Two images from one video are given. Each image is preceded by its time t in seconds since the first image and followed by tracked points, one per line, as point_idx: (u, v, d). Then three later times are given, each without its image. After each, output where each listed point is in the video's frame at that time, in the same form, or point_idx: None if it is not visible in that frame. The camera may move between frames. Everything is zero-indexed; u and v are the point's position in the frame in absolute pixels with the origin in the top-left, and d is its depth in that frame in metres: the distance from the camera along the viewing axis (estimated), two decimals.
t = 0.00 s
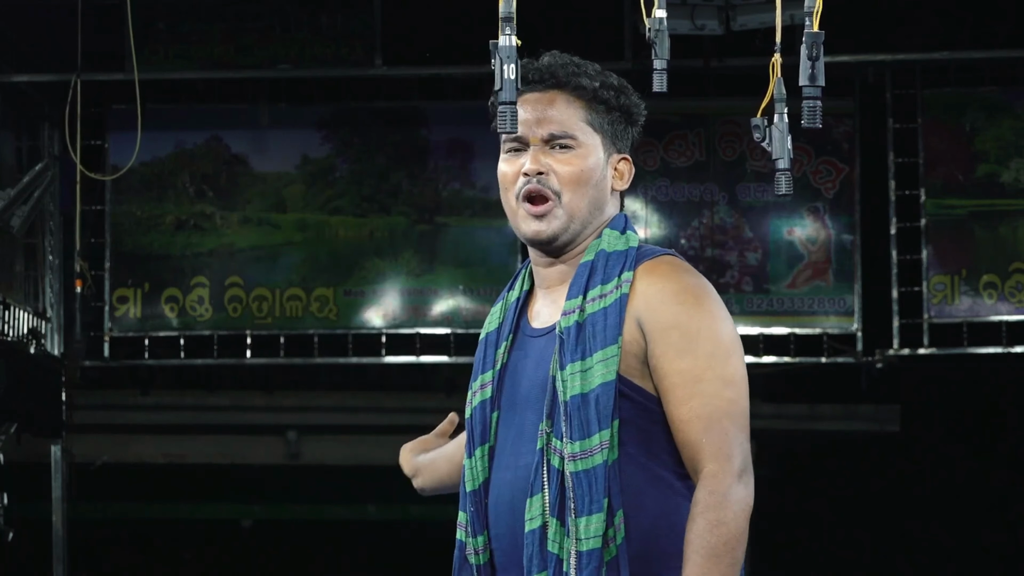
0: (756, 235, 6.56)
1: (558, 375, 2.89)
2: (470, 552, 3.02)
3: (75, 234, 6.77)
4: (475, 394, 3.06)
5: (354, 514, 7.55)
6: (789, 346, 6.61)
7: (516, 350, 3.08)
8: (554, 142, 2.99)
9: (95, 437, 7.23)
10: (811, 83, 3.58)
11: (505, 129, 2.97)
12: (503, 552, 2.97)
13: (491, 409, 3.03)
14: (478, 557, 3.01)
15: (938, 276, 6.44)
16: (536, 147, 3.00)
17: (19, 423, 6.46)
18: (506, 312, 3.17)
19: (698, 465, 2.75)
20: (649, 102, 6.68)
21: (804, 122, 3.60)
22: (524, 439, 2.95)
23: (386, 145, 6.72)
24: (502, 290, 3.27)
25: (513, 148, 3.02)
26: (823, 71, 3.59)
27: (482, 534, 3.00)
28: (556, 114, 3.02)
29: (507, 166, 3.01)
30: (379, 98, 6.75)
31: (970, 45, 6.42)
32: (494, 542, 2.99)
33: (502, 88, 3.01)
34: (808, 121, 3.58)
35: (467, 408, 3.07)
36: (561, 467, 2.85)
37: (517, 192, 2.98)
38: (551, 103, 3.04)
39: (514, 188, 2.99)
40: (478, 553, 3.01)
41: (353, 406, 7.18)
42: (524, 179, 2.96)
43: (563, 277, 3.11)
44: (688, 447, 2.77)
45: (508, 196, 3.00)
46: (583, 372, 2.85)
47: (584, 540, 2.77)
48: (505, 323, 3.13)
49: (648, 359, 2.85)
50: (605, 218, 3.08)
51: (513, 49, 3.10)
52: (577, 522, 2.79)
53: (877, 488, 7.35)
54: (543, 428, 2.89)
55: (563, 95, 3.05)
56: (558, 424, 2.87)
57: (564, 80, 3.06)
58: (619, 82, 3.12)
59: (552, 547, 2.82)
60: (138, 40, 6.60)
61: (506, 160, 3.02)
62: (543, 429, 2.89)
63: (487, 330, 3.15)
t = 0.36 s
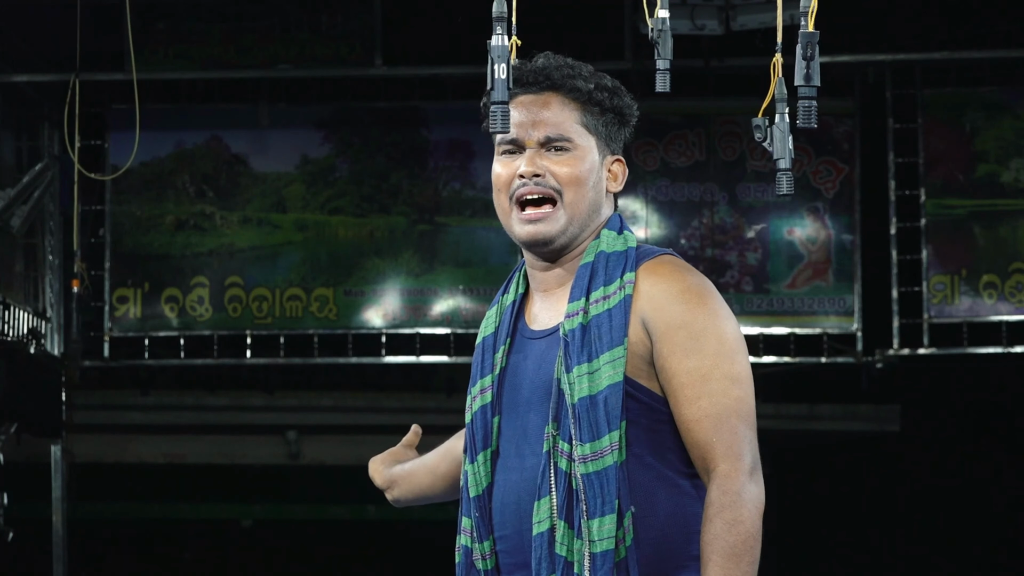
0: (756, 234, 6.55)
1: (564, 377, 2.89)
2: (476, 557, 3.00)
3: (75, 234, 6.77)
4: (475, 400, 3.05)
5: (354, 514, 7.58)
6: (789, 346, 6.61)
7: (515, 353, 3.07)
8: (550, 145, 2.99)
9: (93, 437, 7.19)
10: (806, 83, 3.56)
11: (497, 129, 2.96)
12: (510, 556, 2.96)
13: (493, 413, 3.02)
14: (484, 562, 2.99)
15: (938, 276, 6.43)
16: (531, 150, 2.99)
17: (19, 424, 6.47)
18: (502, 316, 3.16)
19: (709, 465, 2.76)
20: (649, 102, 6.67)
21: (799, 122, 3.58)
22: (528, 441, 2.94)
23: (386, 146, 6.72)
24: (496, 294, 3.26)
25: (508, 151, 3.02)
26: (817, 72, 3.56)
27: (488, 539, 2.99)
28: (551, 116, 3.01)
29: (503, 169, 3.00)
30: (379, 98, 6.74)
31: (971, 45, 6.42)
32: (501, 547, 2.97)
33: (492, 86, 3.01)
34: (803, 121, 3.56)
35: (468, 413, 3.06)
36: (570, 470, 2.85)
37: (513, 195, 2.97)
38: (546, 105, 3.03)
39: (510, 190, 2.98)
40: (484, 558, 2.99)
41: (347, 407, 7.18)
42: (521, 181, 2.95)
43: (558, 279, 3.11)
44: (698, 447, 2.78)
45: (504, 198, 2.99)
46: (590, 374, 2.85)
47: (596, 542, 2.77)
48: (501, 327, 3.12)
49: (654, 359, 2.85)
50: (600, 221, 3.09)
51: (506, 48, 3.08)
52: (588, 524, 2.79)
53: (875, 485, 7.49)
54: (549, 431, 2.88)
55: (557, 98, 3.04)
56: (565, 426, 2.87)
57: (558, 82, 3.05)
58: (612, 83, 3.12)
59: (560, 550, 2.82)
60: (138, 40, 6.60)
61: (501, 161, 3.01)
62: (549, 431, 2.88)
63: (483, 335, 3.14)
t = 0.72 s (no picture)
0: (755, 234, 6.55)
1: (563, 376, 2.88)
2: (473, 561, 2.99)
3: (76, 234, 6.77)
4: (470, 403, 3.04)
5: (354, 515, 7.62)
6: (789, 346, 6.61)
7: (510, 355, 3.07)
8: (545, 147, 2.99)
9: (95, 436, 7.21)
10: (801, 83, 3.57)
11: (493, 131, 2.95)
12: (508, 559, 2.95)
13: (490, 417, 3.01)
14: (481, 566, 2.97)
15: (938, 276, 6.44)
16: (527, 151, 2.99)
17: (19, 424, 6.49)
18: (497, 318, 3.15)
19: (709, 461, 2.75)
20: (649, 102, 6.67)
21: (793, 122, 3.58)
22: (526, 444, 2.93)
23: (386, 146, 6.72)
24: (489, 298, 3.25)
25: (503, 151, 3.01)
26: (814, 71, 3.56)
27: (485, 543, 2.98)
28: (548, 119, 3.01)
29: (498, 169, 3.00)
30: (379, 98, 6.74)
31: (971, 44, 6.42)
32: (499, 550, 2.97)
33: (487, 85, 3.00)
34: (798, 121, 3.55)
35: (464, 417, 3.04)
36: (570, 470, 2.85)
37: (508, 196, 2.98)
38: (542, 107, 3.03)
39: (505, 192, 2.98)
40: (482, 562, 2.98)
41: (352, 406, 7.20)
42: (516, 183, 2.96)
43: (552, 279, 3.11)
44: (697, 445, 2.78)
45: (498, 199, 2.99)
46: (589, 373, 2.85)
47: (596, 541, 2.78)
48: (496, 330, 3.11)
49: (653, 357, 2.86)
50: (594, 222, 3.09)
51: (503, 48, 3.03)
52: (589, 523, 2.79)
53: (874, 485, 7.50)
54: (548, 431, 2.88)
55: (554, 100, 3.04)
56: (563, 427, 2.87)
57: (555, 84, 3.04)
58: (609, 86, 3.11)
59: (560, 549, 2.82)
60: (138, 40, 6.60)
61: (497, 162, 3.01)
62: (548, 432, 2.88)
63: (477, 338, 3.13)
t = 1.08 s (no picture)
0: (755, 234, 6.55)
1: (580, 372, 2.87)
2: (483, 565, 2.98)
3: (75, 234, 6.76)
4: (477, 406, 3.02)
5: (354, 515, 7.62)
6: (789, 346, 6.61)
7: (515, 358, 3.05)
8: (552, 150, 2.99)
9: (92, 437, 7.27)
10: (801, 83, 3.56)
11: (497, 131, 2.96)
12: (519, 560, 2.95)
13: (498, 419, 2.99)
14: (491, 570, 2.97)
15: (938, 276, 6.44)
16: (533, 154, 2.99)
17: (18, 425, 6.49)
18: (501, 322, 3.12)
19: (734, 456, 2.76)
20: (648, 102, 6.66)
21: (794, 122, 3.57)
22: (538, 445, 2.92)
23: (386, 146, 6.72)
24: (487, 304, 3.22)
25: (509, 155, 3.01)
26: (813, 71, 3.56)
27: (495, 546, 2.97)
28: (553, 122, 3.01)
29: (504, 172, 2.99)
30: (379, 98, 6.74)
31: (970, 44, 6.42)
32: (509, 552, 2.96)
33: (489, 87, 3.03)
34: (798, 121, 3.55)
35: (470, 421, 3.02)
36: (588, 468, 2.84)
37: (515, 199, 2.96)
38: (546, 110, 3.03)
39: (512, 194, 2.97)
40: (492, 565, 2.97)
41: (352, 406, 7.20)
42: (524, 185, 2.95)
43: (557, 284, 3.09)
44: (720, 440, 2.78)
45: (505, 202, 2.98)
46: (607, 370, 2.86)
47: (619, 537, 2.78)
48: (500, 334, 3.09)
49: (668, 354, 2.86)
50: (599, 227, 3.09)
51: (505, 50, 3.09)
52: (611, 519, 2.80)
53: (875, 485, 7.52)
54: (563, 429, 2.87)
55: (558, 104, 3.05)
56: (579, 424, 2.86)
57: (560, 88, 3.06)
58: (609, 90, 3.13)
59: (577, 547, 2.82)
60: (138, 40, 6.60)
61: (503, 166, 3.00)
62: (563, 429, 2.87)
63: (480, 342, 3.11)
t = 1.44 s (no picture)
0: (755, 234, 6.56)
1: (576, 375, 2.84)
2: (451, 558, 2.88)
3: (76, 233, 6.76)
4: (445, 398, 2.92)
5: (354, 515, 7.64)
6: (789, 346, 6.61)
7: (483, 353, 2.97)
8: (544, 144, 2.99)
9: (92, 437, 7.33)
10: (805, 83, 3.56)
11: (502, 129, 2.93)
12: (492, 556, 2.86)
13: (467, 412, 2.91)
14: (462, 562, 2.87)
15: (938, 276, 6.43)
16: (525, 146, 2.99)
17: (18, 425, 6.50)
18: (466, 313, 3.04)
19: (722, 466, 2.83)
20: (648, 102, 6.66)
21: (798, 122, 3.58)
22: (518, 442, 2.86)
23: (385, 146, 6.72)
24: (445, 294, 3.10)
25: (500, 146, 3.00)
26: (817, 71, 3.55)
27: (465, 538, 2.87)
28: (547, 117, 3.02)
29: (494, 162, 2.99)
30: (379, 98, 6.74)
31: (970, 44, 6.42)
32: (478, 547, 2.87)
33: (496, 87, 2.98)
34: (802, 122, 3.56)
35: (437, 413, 2.93)
36: (584, 470, 2.81)
37: (505, 188, 2.96)
38: (541, 106, 3.04)
39: (502, 184, 2.96)
40: (462, 558, 2.87)
41: (350, 406, 7.20)
42: (515, 175, 2.94)
43: (533, 280, 3.06)
44: (708, 451, 2.84)
45: (493, 190, 2.97)
46: (606, 375, 2.86)
47: (620, 539, 2.77)
48: (466, 327, 3.00)
49: (654, 368, 2.91)
50: (580, 227, 3.09)
51: (514, 49, 3.04)
52: (612, 522, 2.78)
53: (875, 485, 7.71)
54: (557, 430, 2.82)
55: (552, 101, 3.06)
56: (574, 425, 2.82)
57: (556, 87, 3.07)
58: (599, 96, 3.16)
59: (575, 548, 2.78)
60: (138, 40, 6.61)
61: (493, 156, 3.00)
62: (557, 430, 2.82)
63: (445, 333, 3.01)
